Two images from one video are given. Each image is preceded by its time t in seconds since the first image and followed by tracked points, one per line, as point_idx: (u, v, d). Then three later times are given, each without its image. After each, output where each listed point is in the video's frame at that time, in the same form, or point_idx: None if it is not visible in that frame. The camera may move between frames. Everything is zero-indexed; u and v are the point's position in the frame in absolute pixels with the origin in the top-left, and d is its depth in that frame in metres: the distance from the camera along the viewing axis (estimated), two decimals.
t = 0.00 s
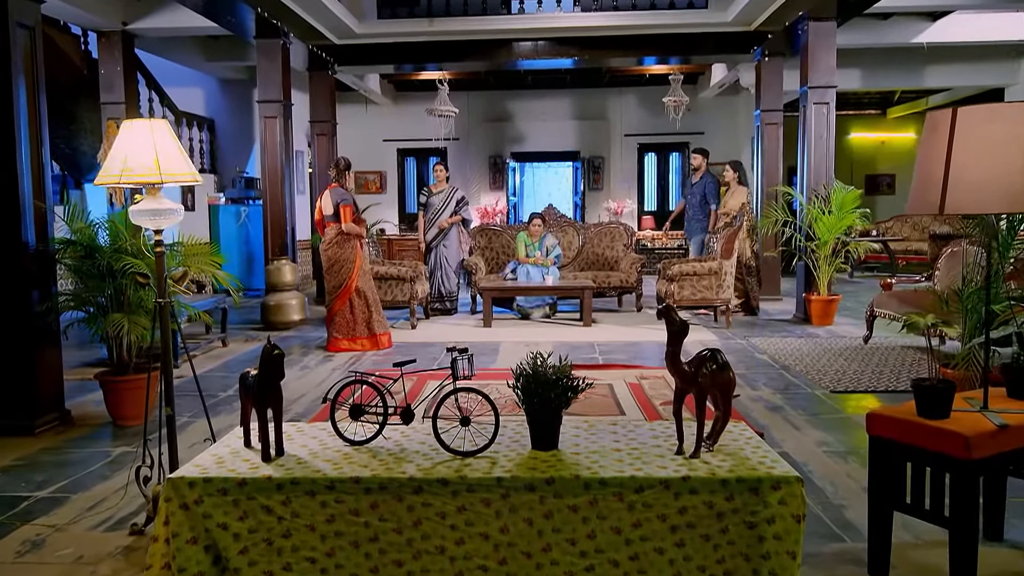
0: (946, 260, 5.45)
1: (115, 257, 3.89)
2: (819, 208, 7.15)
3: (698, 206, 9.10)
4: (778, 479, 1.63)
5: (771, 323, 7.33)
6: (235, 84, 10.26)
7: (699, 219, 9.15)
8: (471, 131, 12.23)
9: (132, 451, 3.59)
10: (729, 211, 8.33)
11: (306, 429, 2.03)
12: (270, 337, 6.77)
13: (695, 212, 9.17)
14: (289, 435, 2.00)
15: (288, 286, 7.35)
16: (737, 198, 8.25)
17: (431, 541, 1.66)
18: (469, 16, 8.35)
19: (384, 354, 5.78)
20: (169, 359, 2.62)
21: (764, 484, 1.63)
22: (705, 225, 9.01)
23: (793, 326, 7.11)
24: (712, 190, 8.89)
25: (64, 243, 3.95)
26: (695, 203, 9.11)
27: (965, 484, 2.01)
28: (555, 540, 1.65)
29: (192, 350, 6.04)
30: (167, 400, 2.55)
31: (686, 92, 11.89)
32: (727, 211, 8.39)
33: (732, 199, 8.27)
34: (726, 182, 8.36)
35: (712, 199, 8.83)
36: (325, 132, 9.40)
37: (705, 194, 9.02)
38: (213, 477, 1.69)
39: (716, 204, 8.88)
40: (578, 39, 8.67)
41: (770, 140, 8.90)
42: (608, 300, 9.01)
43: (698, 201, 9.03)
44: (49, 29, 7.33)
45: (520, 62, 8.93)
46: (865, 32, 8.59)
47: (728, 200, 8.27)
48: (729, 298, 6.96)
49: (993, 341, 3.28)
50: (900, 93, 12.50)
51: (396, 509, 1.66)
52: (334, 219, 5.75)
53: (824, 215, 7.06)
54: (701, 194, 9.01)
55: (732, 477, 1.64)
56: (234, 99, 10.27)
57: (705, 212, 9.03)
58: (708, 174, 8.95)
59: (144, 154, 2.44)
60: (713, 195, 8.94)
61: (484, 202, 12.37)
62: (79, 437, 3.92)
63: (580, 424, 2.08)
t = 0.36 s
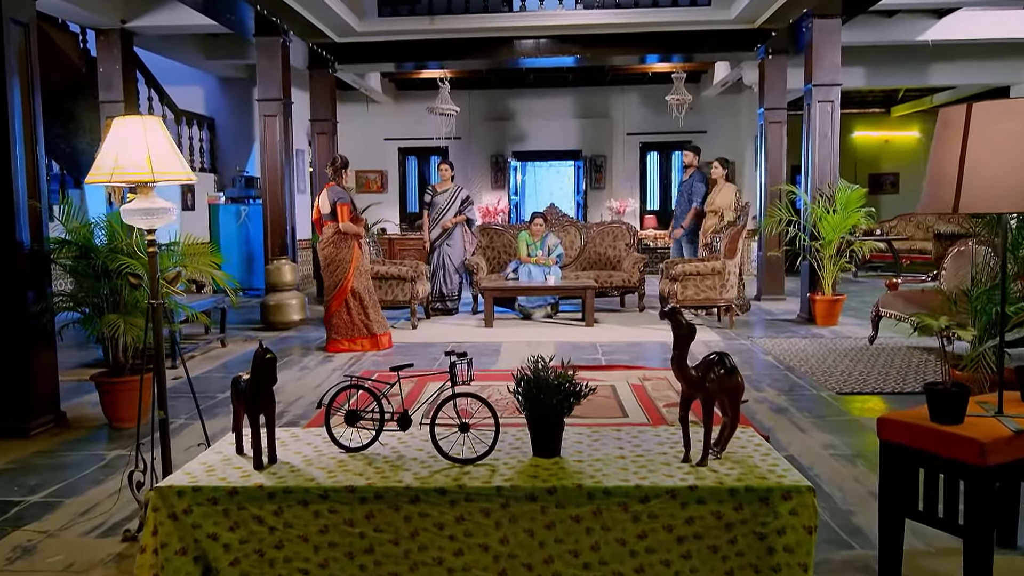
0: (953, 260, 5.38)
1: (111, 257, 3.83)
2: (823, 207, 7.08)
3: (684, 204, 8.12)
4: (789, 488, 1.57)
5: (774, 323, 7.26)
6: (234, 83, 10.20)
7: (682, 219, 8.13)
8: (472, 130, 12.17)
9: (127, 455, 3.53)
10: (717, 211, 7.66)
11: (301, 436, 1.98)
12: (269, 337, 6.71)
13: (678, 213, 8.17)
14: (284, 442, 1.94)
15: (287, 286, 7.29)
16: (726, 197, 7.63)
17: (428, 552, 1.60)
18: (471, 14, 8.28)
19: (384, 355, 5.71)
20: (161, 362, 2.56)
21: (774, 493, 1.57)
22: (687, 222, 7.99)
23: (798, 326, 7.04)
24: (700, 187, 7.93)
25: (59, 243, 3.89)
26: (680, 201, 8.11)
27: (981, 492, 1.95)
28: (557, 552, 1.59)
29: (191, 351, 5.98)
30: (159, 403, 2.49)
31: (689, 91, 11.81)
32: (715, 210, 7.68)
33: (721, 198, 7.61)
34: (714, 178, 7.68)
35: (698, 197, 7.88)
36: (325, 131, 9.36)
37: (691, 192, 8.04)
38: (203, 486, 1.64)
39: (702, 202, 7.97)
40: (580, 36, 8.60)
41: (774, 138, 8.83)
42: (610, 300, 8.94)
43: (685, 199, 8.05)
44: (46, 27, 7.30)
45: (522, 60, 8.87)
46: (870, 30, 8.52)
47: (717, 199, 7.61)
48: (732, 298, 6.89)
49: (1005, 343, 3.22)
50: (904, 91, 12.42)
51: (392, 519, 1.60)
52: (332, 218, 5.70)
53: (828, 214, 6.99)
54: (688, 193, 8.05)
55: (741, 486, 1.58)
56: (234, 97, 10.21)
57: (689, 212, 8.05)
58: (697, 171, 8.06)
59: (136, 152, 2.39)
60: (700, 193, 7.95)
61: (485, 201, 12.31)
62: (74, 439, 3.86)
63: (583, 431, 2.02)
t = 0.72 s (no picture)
0: (960, 259, 5.31)
1: (108, 256, 3.77)
2: (829, 205, 7.00)
3: (681, 202, 8.01)
4: (802, 499, 1.51)
5: (780, 322, 7.19)
6: (235, 81, 10.14)
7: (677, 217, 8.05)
8: (474, 128, 12.10)
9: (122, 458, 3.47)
10: (714, 211, 7.56)
11: (295, 441, 1.91)
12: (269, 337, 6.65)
13: (674, 210, 8.07)
14: (277, 448, 1.88)
15: (288, 286, 7.24)
16: (722, 195, 7.52)
17: (426, 565, 1.53)
18: (473, 11, 8.22)
19: (384, 356, 5.66)
20: (155, 364, 2.50)
21: (786, 504, 1.50)
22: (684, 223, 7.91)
23: (803, 326, 6.97)
24: (697, 186, 7.83)
25: (54, 242, 3.83)
26: (676, 199, 8.00)
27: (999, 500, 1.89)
28: (560, 564, 1.52)
29: (190, 351, 5.93)
30: (153, 406, 2.44)
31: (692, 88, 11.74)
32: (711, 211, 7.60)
33: (716, 197, 7.51)
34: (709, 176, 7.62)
35: (695, 195, 7.82)
36: (327, 129, 9.33)
37: (688, 190, 7.94)
38: (192, 495, 1.58)
39: (699, 201, 7.87)
40: (583, 34, 8.53)
41: (778, 137, 8.75)
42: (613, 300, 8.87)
43: (681, 197, 7.93)
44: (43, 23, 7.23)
45: (525, 58, 8.80)
46: (875, 26, 8.44)
47: (711, 197, 7.51)
48: (737, 297, 6.82)
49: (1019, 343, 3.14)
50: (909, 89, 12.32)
51: (389, 530, 1.54)
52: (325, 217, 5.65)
53: (834, 213, 6.92)
54: (684, 191, 7.96)
55: (751, 496, 1.52)
56: (235, 95, 10.15)
57: (686, 211, 7.95)
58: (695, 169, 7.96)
59: (127, 149, 2.33)
60: (697, 192, 7.85)
61: (488, 200, 12.26)
62: (69, 442, 3.80)
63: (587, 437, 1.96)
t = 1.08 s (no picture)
0: (968, 258, 5.24)
1: (102, 256, 3.71)
2: (834, 204, 6.92)
3: (677, 202, 7.87)
4: (816, 510, 1.44)
5: (784, 322, 7.12)
6: (236, 79, 10.08)
7: (679, 218, 7.85)
8: (476, 126, 12.03)
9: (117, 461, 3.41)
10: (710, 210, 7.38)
11: (289, 448, 1.85)
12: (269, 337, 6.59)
13: (671, 211, 7.91)
14: (270, 455, 1.82)
15: (288, 285, 7.19)
16: (720, 192, 7.37)
17: None
18: (475, 7, 8.15)
19: (385, 356, 5.60)
20: (148, 366, 2.44)
21: (799, 516, 1.44)
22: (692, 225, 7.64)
23: (808, 326, 6.89)
24: (696, 182, 7.74)
25: (48, 242, 3.76)
26: (674, 198, 7.86)
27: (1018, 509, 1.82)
28: None
29: (189, 351, 5.88)
30: (145, 410, 2.38)
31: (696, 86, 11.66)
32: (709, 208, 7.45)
33: (715, 193, 7.37)
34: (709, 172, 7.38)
35: (695, 193, 7.72)
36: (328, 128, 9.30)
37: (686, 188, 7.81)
38: (179, 506, 1.51)
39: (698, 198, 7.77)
40: (586, 31, 8.46)
41: (782, 135, 8.68)
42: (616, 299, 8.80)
43: (678, 196, 7.79)
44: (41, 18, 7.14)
45: (527, 55, 8.72)
46: (881, 23, 8.36)
47: (710, 194, 7.35)
48: (741, 297, 6.75)
49: None
50: (914, 86, 12.24)
51: (384, 543, 1.47)
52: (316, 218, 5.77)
53: (839, 211, 6.84)
54: (682, 189, 7.84)
55: (763, 507, 1.45)
56: (235, 94, 10.08)
57: (684, 213, 7.84)
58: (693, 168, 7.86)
59: (117, 146, 2.27)
60: (696, 189, 7.76)
61: (490, 198, 12.19)
62: (64, 444, 3.74)
63: (590, 444, 1.90)
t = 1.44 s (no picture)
0: (976, 257, 5.16)
1: (97, 255, 3.66)
2: (839, 202, 6.84)
3: (673, 200, 7.62)
4: (830, 523, 1.38)
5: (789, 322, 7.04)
6: (236, 77, 10.01)
7: (676, 217, 7.62)
8: (478, 124, 11.96)
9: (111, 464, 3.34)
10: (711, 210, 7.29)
11: (281, 455, 1.79)
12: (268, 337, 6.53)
13: (666, 210, 7.65)
14: (261, 461, 1.76)
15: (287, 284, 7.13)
16: (721, 191, 7.29)
17: None
18: (477, 3, 8.08)
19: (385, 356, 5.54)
20: (139, 369, 2.38)
21: (812, 529, 1.37)
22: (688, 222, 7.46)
23: (812, 325, 6.83)
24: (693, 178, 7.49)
25: (43, 241, 3.71)
26: (670, 197, 7.60)
27: None
28: None
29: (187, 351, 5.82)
30: (136, 414, 2.32)
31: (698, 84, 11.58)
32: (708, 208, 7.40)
33: (715, 193, 7.29)
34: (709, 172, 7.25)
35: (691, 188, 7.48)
36: (327, 126, 9.24)
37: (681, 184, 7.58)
38: (164, 517, 1.45)
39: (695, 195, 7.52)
40: (588, 28, 8.38)
41: (786, 132, 8.60)
42: (619, 298, 8.74)
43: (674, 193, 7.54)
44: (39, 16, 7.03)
45: (528, 52, 8.65)
46: (886, 19, 8.28)
47: (710, 194, 7.27)
48: (744, 296, 6.68)
49: None
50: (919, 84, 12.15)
51: (378, 556, 1.41)
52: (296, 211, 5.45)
53: (844, 210, 6.76)
54: (677, 186, 7.58)
55: (774, 520, 1.39)
56: (235, 91, 10.02)
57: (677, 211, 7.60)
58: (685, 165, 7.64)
59: (106, 143, 2.21)
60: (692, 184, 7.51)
61: (491, 196, 12.12)
62: (58, 446, 3.69)
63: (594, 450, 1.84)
